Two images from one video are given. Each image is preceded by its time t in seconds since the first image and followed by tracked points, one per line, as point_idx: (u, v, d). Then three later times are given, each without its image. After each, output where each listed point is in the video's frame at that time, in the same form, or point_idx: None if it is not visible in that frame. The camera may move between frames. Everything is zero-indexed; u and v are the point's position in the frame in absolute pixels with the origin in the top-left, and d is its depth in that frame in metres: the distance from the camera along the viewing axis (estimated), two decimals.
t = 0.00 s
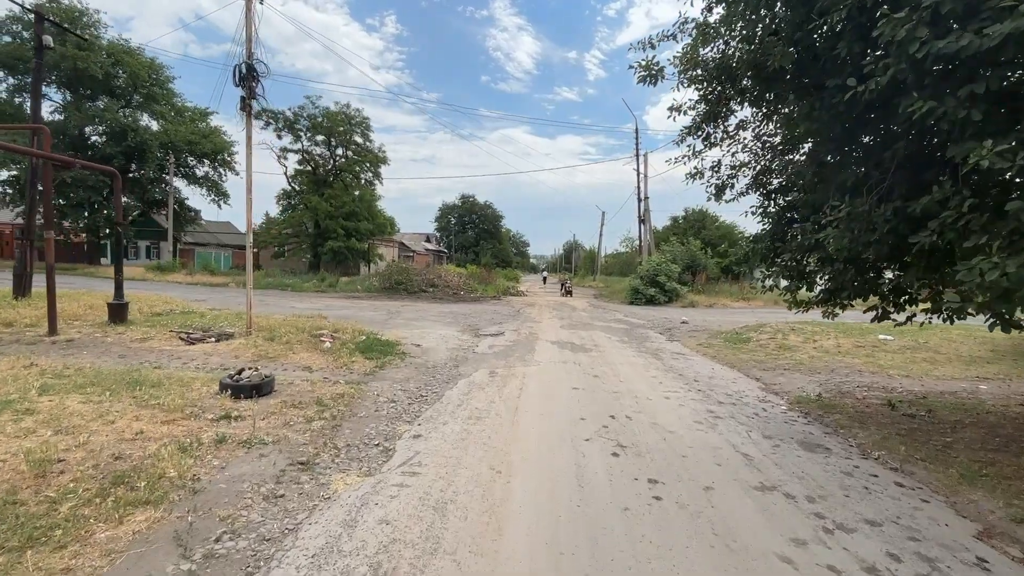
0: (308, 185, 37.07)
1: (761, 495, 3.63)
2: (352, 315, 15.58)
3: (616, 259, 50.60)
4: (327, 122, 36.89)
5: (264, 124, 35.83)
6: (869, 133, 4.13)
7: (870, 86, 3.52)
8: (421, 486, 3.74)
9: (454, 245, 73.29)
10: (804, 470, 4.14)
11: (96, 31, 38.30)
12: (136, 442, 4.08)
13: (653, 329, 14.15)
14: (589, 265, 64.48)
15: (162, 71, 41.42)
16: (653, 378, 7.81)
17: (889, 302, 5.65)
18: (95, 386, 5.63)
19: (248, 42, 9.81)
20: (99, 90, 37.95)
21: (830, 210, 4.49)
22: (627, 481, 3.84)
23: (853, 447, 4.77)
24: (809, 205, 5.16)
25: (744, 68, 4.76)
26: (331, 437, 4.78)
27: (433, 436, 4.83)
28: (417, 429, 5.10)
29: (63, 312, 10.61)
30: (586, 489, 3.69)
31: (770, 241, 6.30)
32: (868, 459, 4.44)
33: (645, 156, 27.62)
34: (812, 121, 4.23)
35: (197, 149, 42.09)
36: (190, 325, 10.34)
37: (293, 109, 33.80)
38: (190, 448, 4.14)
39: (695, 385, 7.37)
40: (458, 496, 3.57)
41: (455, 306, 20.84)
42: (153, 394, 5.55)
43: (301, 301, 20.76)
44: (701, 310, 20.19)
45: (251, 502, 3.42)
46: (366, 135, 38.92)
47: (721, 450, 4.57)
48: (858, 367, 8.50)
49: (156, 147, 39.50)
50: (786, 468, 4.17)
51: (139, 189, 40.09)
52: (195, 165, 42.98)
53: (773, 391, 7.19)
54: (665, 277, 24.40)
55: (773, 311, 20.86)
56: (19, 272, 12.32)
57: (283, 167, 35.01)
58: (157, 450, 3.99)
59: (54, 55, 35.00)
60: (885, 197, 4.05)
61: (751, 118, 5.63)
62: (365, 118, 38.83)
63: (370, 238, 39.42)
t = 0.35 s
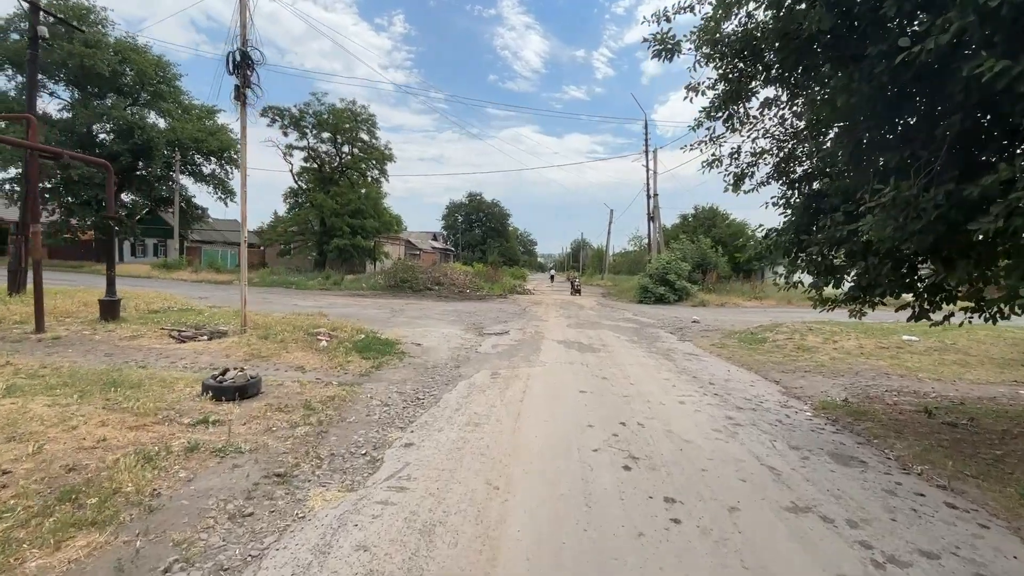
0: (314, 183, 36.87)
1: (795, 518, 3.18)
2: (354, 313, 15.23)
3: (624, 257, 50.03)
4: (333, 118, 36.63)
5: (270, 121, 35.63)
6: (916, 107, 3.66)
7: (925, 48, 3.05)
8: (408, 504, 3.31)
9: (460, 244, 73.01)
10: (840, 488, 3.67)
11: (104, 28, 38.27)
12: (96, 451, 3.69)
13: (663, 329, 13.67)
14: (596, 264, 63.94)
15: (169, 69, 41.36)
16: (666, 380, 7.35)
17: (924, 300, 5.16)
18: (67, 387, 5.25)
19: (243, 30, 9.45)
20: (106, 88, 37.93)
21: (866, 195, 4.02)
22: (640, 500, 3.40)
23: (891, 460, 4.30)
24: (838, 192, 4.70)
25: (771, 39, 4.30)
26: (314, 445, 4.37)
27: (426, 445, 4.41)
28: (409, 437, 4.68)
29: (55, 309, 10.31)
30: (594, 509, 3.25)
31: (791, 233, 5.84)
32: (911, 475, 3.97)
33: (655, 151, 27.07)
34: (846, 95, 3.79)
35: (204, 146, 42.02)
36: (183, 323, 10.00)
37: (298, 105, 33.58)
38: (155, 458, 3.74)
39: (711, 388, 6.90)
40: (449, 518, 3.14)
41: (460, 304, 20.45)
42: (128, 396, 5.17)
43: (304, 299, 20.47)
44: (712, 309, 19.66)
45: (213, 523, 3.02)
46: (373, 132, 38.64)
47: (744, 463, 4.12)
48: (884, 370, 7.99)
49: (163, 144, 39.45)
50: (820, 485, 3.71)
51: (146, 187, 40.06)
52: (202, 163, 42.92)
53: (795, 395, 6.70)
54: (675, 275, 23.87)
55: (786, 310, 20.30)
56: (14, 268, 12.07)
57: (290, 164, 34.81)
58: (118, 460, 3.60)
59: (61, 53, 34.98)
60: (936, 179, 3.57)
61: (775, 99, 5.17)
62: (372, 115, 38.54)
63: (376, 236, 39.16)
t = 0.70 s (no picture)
0: (320, 183, 36.73)
1: (842, 566, 2.73)
2: (356, 315, 14.89)
3: (633, 258, 49.44)
4: (339, 118, 36.42)
5: (276, 120, 35.46)
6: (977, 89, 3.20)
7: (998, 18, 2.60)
8: (393, 545, 2.89)
9: (468, 244, 72.71)
10: (890, 526, 3.20)
11: (112, 28, 38.31)
12: (48, 478, 3.29)
13: (674, 332, 13.19)
14: (604, 264, 63.39)
15: (177, 69, 41.37)
16: (680, 390, 6.89)
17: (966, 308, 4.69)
18: (37, 400, 4.89)
19: (238, 21, 9.12)
20: (114, 88, 37.98)
21: (915, 190, 3.55)
22: (659, 541, 2.96)
23: (941, 488, 3.82)
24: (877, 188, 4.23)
25: (805, 16, 3.84)
26: (296, 467, 3.96)
27: (419, 468, 4.00)
28: (401, 457, 4.26)
29: (47, 312, 10.02)
30: (607, 554, 2.81)
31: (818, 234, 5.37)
32: (965, 508, 3.50)
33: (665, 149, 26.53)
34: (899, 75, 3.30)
35: (211, 146, 41.98)
36: (177, 326, 9.65)
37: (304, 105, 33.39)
38: (114, 484, 3.35)
39: (729, 400, 6.43)
40: (438, 562, 2.72)
41: (465, 306, 20.06)
42: (101, 409, 4.79)
43: (308, 300, 20.17)
44: (724, 311, 19.14)
45: (166, 568, 2.61)
46: (379, 131, 38.39)
47: (774, 491, 3.66)
48: (914, 379, 7.48)
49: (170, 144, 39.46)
50: (866, 522, 3.24)
51: (153, 187, 40.06)
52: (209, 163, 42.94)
53: (821, 408, 6.22)
54: (685, 276, 23.34)
55: (801, 312, 19.73)
56: (8, 269, 11.82)
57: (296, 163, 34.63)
58: (70, 489, 3.21)
59: (69, 53, 35.00)
60: (1003, 172, 3.10)
61: (805, 86, 4.70)
62: (378, 114, 38.28)
63: (382, 236, 38.92)
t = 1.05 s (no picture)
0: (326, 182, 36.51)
1: None
2: (358, 315, 14.56)
3: (640, 257, 48.87)
4: (344, 116, 36.18)
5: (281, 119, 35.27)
6: None
7: None
8: None
9: (474, 243, 72.40)
10: (951, 559, 2.77)
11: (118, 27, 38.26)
12: None
13: (686, 333, 12.74)
14: (612, 263, 62.87)
15: (183, 68, 41.28)
16: (696, 395, 6.47)
17: (1017, 306, 4.23)
18: (5, 405, 4.55)
19: (233, 9, 8.77)
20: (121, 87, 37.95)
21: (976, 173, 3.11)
22: None
23: (1001, 511, 3.38)
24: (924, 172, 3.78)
25: None
26: (276, 483, 3.57)
27: (412, 484, 3.60)
28: (393, 470, 3.88)
29: (39, 310, 9.74)
30: None
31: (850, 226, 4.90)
32: None
33: (675, 146, 25.98)
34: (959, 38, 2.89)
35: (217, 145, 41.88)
36: (171, 325, 9.34)
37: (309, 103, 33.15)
38: (68, 503, 3.00)
39: (750, 407, 6.00)
40: None
41: (470, 305, 19.69)
42: (72, 416, 4.45)
43: (311, 299, 19.88)
44: (735, 311, 18.64)
45: None
46: (385, 129, 38.11)
47: (811, 515, 3.24)
48: (945, 384, 7.02)
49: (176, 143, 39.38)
50: (923, 554, 2.81)
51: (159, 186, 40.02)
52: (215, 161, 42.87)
53: (851, 417, 5.76)
54: (695, 275, 22.86)
55: (815, 313, 19.17)
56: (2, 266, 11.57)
57: (301, 162, 34.42)
58: (15, 510, 2.85)
59: (76, 51, 34.95)
60: None
61: (839, 63, 4.27)
62: (384, 112, 37.98)
63: (388, 235, 38.65)
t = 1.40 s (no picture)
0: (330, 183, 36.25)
1: None
2: (359, 318, 14.18)
3: (647, 258, 48.31)
4: (348, 116, 35.88)
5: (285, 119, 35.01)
6: None
7: None
8: None
9: (479, 244, 72.04)
10: None
11: (122, 28, 38.13)
12: None
13: (698, 338, 12.24)
14: (618, 264, 62.30)
15: (187, 69, 41.14)
16: (715, 409, 5.99)
17: None
18: None
19: None
20: (125, 88, 37.82)
21: None
22: None
23: None
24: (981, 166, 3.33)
25: None
26: (247, 518, 3.14)
27: (401, 521, 3.16)
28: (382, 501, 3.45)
29: (26, 315, 9.38)
30: None
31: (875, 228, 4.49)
32: None
33: (684, 145, 25.44)
34: None
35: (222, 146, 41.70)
36: (161, 330, 8.95)
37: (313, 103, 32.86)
38: None
39: (775, 423, 5.51)
40: None
41: (475, 308, 19.27)
42: (31, 436, 4.04)
43: (312, 302, 19.50)
44: (747, 314, 18.10)
45: None
46: (389, 130, 37.77)
47: (863, 563, 2.77)
48: (983, 396, 6.51)
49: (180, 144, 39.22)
50: None
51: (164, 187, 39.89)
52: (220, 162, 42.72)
53: (886, 434, 5.27)
54: (705, 277, 22.32)
55: (830, 316, 18.61)
56: None
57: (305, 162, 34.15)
58: None
59: (80, 53, 34.82)
60: None
61: (883, 43, 3.80)
62: (388, 112, 37.67)
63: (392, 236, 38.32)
